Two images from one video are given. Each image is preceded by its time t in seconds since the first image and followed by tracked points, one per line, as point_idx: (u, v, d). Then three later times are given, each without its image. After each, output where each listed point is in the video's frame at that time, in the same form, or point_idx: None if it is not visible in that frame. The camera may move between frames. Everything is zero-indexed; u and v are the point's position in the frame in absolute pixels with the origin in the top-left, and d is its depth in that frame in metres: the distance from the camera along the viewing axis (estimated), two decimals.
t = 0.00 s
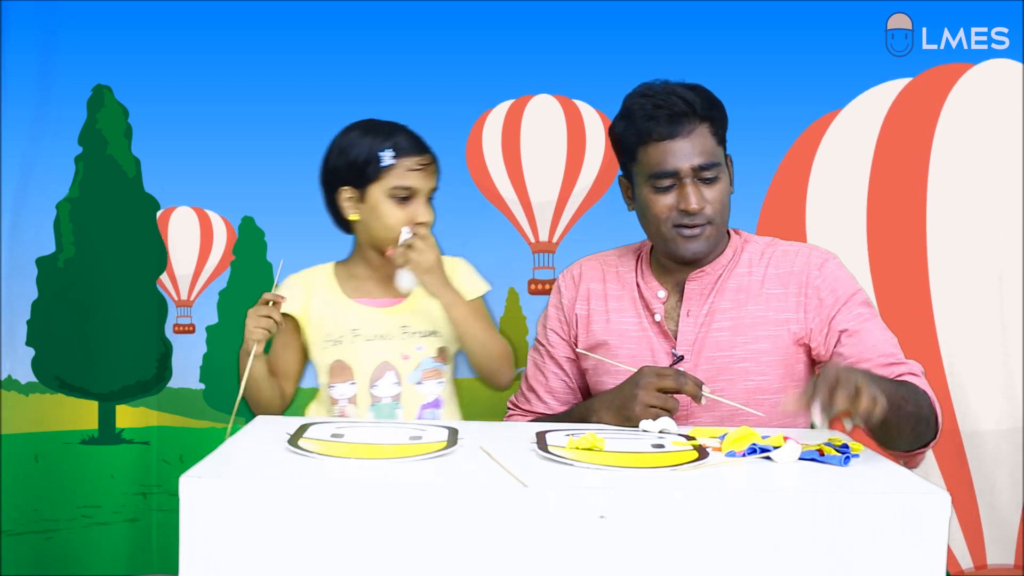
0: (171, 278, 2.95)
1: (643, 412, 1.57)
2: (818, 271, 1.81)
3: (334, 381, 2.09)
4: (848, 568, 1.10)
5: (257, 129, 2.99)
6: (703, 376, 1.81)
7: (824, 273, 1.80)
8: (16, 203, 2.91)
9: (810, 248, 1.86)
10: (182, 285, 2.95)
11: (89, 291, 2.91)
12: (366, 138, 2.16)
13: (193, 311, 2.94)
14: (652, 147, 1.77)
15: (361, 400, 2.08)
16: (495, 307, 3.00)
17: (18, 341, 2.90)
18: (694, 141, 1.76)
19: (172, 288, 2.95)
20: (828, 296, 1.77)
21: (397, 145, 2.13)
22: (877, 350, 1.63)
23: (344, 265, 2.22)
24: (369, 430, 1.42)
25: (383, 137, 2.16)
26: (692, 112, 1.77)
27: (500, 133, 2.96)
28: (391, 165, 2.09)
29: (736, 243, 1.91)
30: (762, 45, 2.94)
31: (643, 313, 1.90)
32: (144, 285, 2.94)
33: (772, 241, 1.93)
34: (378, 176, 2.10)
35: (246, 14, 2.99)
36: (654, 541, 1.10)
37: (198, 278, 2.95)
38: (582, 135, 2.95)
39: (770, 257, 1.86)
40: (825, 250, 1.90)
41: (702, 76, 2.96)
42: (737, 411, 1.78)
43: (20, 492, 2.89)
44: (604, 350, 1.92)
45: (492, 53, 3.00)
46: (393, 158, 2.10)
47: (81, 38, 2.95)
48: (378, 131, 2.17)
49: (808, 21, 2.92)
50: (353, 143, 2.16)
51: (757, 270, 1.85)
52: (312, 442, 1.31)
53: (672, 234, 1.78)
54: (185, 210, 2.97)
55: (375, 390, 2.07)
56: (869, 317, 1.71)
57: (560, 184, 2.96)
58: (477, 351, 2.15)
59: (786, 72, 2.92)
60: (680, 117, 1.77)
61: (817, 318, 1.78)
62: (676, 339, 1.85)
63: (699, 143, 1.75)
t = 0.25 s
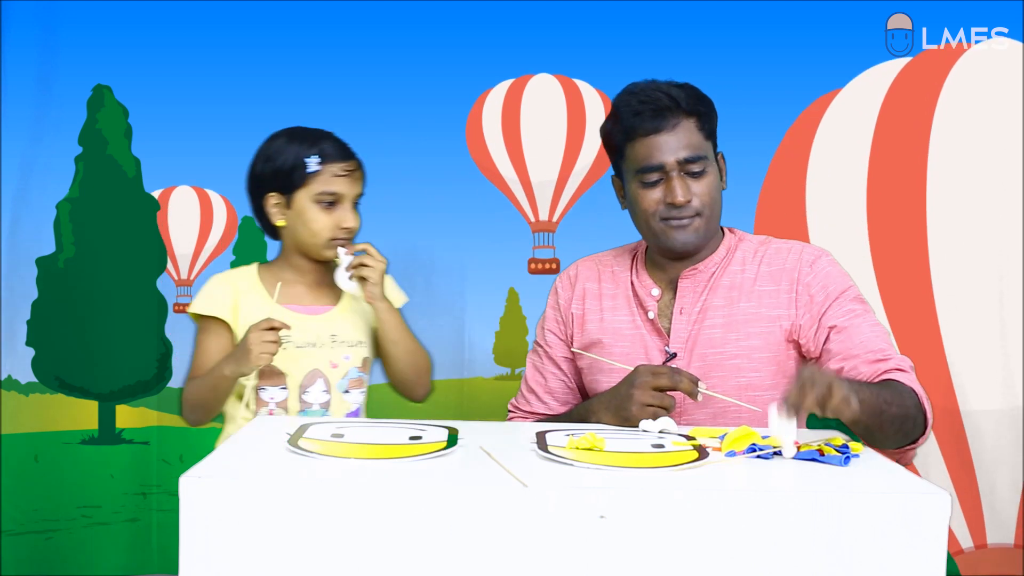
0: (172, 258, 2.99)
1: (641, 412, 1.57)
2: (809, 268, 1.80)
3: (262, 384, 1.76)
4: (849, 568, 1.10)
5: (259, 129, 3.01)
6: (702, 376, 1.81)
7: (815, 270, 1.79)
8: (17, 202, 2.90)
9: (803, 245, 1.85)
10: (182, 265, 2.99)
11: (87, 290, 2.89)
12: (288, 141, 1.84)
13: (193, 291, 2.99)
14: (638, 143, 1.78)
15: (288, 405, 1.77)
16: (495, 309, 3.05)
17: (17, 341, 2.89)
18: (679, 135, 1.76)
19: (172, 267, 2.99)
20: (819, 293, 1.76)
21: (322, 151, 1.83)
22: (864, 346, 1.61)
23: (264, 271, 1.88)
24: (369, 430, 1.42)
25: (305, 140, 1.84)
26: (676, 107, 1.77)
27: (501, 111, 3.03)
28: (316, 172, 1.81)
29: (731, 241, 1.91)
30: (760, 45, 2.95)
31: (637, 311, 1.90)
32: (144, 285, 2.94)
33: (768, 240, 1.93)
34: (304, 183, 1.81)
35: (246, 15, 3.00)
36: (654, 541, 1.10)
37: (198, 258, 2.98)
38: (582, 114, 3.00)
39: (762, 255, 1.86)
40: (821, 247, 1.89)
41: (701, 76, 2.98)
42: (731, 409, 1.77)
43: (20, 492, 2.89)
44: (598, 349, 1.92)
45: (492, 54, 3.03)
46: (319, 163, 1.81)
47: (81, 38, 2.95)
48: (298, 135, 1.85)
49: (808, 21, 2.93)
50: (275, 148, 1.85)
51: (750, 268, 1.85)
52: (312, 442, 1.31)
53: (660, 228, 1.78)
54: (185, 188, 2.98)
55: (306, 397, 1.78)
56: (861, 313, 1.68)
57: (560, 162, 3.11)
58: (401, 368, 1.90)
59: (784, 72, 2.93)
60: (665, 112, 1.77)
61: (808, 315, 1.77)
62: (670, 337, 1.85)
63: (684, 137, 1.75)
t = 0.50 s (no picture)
0: (171, 233, 2.98)
1: (642, 411, 1.55)
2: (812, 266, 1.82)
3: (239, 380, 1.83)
4: (849, 568, 1.10)
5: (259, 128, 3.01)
6: (702, 375, 1.81)
7: (818, 269, 1.81)
8: (17, 203, 2.91)
9: (807, 247, 1.88)
10: (182, 240, 2.98)
11: (86, 289, 2.88)
12: (251, 141, 1.93)
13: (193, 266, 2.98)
14: (647, 126, 1.82)
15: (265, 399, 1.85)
16: (494, 308, 3.04)
17: (18, 341, 2.90)
18: (688, 121, 1.80)
19: (172, 243, 2.98)
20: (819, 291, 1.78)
21: (287, 150, 1.91)
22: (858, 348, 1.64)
23: (231, 266, 1.94)
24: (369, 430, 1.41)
25: (268, 140, 1.93)
26: (686, 94, 1.82)
27: (500, 88, 3.00)
28: (279, 171, 1.90)
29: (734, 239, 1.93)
30: (758, 44, 2.96)
31: (641, 304, 1.91)
32: (144, 285, 2.92)
33: (772, 239, 1.95)
34: (268, 182, 1.90)
35: (246, 14, 3.00)
36: (654, 541, 1.10)
37: (198, 234, 2.99)
38: (582, 90, 2.98)
39: (766, 253, 1.88)
40: (823, 249, 1.92)
41: (701, 76, 2.99)
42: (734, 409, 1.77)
43: (20, 492, 2.89)
44: (599, 339, 1.92)
45: (492, 54, 3.03)
46: (282, 162, 1.90)
47: (81, 38, 2.95)
48: (260, 135, 1.93)
49: (807, 21, 2.93)
50: (239, 149, 1.93)
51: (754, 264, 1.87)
52: (312, 442, 1.31)
53: (664, 211, 1.80)
54: (185, 164, 3.00)
55: (281, 391, 1.86)
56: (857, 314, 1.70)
57: (560, 139, 3.03)
58: (362, 352, 2.06)
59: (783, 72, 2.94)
60: (675, 98, 1.82)
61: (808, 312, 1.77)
62: (673, 329, 1.85)
63: (692, 122, 1.80)
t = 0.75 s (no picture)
0: (171, 211, 2.97)
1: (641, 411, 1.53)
2: (815, 269, 1.84)
3: (246, 372, 1.90)
4: (849, 567, 1.10)
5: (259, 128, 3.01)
6: (701, 375, 1.81)
7: (821, 272, 1.83)
8: (17, 203, 2.91)
9: (811, 248, 1.90)
10: (182, 219, 2.97)
11: (86, 289, 2.88)
12: (243, 139, 1.99)
13: (193, 247, 2.97)
14: (656, 125, 1.82)
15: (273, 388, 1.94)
16: (494, 308, 3.04)
17: (18, 341, 2.90)
18: (697, 121, 1.80)
19: (171, 221, 2.97)
20: (821, 294, 1.79)
21: (279, 144, 1.98)
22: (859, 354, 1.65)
23: (229, 262, 2.01)
24: (369, 430, 1.42)
25: (259, 136, 1.99)
26: (697, 94, 1.82)
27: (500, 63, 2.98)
28: (271, 166, 1.96)
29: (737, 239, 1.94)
30: (758, 44, 2.96)
31: (644, 303, 1.92)
32: (144, 285, 2.91)
33: (775, 241, 1.96)
34: (261, 177, 1.96)
35: (246, 14, 3.00)
36: (654, 541, 1.10)
37: (199, 213, 2.98)
38: (582, 69, 2.97)
39: (770, 254, 1.90)
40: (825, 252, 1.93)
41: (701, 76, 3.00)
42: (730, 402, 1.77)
43: (20, 492, 2.89)
44: (601, 339, 1.92)
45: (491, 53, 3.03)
46: (275, 155, 1.97)
47: (81, 39, 2.95)
48: (252, 133, 2.00)
49: (807, 21, 2.94)
50: (232, 147, 1.99)
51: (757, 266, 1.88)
52: (312, 442, 1.31)
53: (670, 211, 1.80)
54: (185, 144, 2.99)
55: (289, 380, 1.95)
56: (859, 319, 1.72)
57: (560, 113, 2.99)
58: (364, 336, 2.13)
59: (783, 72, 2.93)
60: (685, 97, 1.82)
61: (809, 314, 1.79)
62: (676, 329, 1.84)
63: (701, 122, 1.80)
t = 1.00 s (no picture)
0: (171, 189, 2.95)
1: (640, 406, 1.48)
2: (818, 270, 1.84)
3: (260, 364, 1.97)
4: (849, 568, 1.10)
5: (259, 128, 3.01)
6: (701, 375, 1.82)
7: (824, 273, 1.83)
8: (17, 203, 2.91)
9: (813, 248, 1.89)
10: (182, 196, 2.95)
11: (87, 289, 2.88)
12: (248, 138, 2.02)
13: (193, 223, 2.95)
14: (659, 128, 1.82)
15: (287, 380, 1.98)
16: (494, 308, 3.04)
17: (18, 341, 2.90)
18: (701, 124, 1.80)
19: (172, 199, 2.95)
20: (824, 296, 1.80)
21: (284, 142, 2.01)
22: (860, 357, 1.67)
23: (239, 257, 2.06)
24: (369, 430, 1.42)
25: (265, 135, 2.02)
26: (701, 97, 1.81)
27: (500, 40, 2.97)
28: (276, 163, 1.99)
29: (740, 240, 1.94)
30: (758, 44, 2.96)
31: (647, 305, 1.91)
32: (144, 286, 2.91)
33: (777, 242, 1.96)
34: (266, 174, 1.99)
35: (246, 14, 3.00)
36: (654, 541, 1.10)
37: (199, 189, 2.96)
38: (582, 46, 2.95)
39: (772, 256, 1.90)
40: (828, 252, 1.94)
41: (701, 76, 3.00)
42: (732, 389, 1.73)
43: (20, 492, 2.89)
44: (602, 340, 1.93)
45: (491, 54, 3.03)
46: (279, 153, 2.00)
47: (81, 38, 2.95)
48: (259, 132, 2.03)
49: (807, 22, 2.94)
50: (238, 146, 2.03)
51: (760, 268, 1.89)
52: (312, 442, 1.31)
53: (674, 216, 1.81)
54: (185, 121, 2.97)
55: (302, 372, 1.99)
56: (862, 322, 1.73)
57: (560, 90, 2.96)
58: (377, 331, 2.20)
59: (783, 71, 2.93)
60: (689, 100, 1.81)
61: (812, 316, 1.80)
62: (677, 331, 1.84)
63: (706, 127, 1.79)
